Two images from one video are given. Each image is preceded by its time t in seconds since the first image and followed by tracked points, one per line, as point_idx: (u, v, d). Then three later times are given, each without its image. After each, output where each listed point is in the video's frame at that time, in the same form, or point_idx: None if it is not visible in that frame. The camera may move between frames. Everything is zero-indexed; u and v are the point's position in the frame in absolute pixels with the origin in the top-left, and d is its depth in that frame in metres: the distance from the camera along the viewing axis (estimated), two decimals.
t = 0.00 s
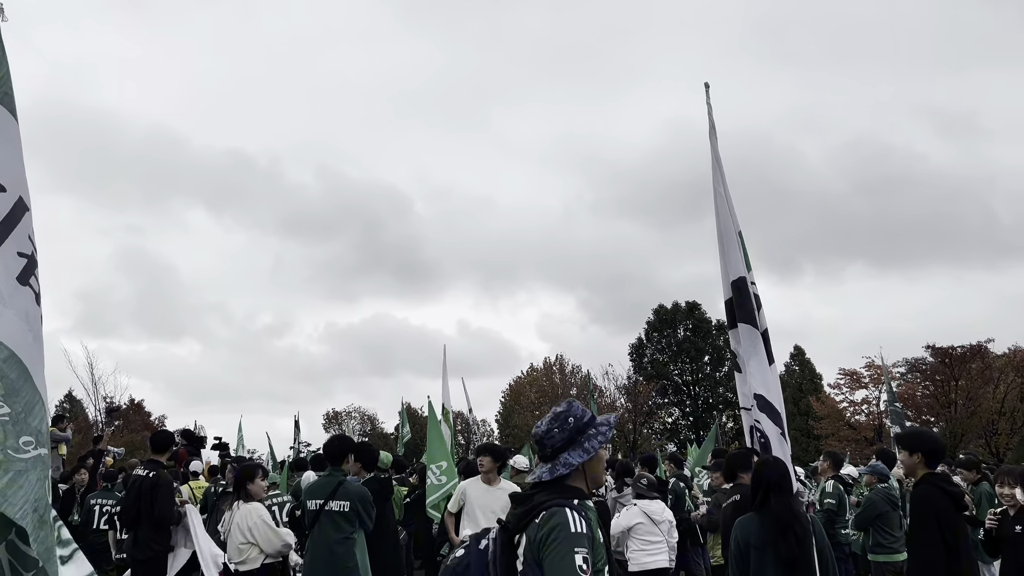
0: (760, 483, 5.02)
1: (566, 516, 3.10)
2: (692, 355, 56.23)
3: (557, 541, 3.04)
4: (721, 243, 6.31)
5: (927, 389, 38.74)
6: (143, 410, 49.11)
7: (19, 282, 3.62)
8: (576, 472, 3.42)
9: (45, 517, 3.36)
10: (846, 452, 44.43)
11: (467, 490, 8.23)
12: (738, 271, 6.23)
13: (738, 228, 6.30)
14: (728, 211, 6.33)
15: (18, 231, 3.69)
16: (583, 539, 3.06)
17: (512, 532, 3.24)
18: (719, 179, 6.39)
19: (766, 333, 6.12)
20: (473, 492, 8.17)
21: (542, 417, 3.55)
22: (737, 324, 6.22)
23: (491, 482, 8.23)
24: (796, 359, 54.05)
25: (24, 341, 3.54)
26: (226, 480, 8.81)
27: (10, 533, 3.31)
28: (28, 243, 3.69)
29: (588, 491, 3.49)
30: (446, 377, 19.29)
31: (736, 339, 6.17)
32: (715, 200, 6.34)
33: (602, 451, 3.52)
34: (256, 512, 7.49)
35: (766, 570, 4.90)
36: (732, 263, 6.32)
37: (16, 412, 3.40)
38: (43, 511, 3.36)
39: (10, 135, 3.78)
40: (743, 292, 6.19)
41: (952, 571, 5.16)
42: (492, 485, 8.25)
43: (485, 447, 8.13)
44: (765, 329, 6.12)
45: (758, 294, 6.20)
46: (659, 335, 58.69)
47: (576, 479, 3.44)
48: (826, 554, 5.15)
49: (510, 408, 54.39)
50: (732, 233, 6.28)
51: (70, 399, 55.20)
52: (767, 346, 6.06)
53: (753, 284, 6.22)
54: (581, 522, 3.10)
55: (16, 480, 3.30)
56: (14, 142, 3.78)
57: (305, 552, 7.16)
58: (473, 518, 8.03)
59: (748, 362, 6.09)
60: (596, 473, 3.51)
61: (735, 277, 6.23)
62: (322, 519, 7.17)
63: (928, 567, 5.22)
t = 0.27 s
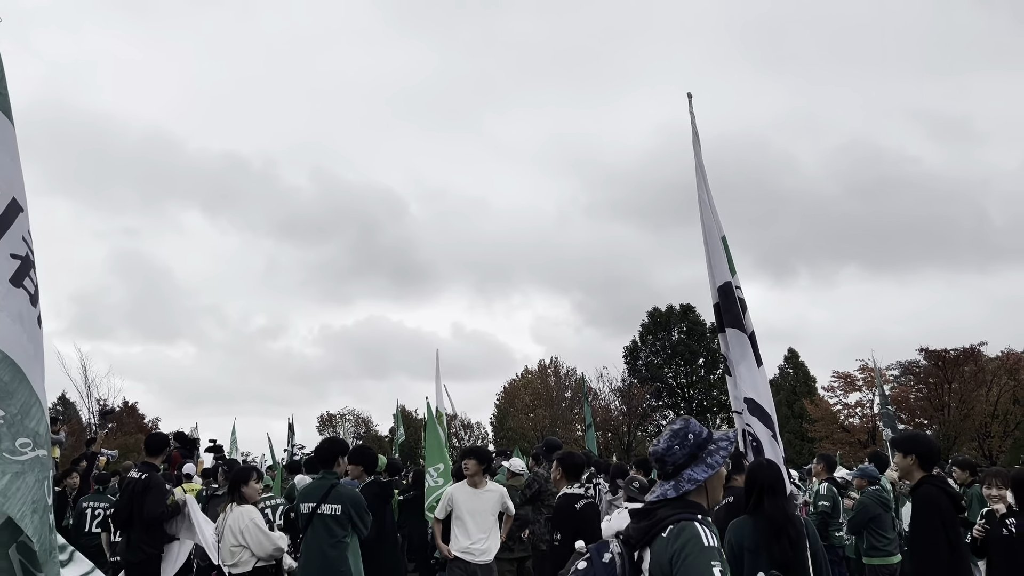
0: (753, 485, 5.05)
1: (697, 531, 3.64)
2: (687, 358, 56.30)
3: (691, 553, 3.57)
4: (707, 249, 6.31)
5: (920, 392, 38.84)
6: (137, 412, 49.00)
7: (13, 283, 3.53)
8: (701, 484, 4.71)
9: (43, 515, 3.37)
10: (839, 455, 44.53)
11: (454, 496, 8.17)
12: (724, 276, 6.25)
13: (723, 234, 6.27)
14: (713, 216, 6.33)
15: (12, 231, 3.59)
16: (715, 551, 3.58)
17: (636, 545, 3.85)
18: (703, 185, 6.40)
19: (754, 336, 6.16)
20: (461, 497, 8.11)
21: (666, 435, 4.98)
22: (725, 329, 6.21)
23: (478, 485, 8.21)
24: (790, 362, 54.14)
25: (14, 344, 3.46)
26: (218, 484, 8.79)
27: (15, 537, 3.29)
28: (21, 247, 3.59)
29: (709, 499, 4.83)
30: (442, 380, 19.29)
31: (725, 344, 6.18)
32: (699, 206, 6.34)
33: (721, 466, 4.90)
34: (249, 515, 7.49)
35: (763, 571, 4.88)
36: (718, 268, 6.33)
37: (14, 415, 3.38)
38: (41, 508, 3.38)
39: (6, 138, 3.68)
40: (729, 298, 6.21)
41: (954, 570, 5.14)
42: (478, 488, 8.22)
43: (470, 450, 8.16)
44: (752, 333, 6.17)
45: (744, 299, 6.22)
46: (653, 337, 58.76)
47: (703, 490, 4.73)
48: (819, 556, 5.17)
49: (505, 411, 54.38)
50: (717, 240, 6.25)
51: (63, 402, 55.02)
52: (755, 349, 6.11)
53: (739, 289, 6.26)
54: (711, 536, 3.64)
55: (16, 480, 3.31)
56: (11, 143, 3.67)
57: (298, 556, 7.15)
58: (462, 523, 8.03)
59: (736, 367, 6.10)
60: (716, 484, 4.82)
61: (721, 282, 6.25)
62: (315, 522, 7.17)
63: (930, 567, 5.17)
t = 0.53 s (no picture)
0: (748, 489, 5.06)
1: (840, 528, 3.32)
2: (682, 360, 56.35)
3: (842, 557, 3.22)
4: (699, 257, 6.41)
5: (915, 395, 38.91)
6: (131, 414, 48.92)
7: (10, 285, 3.50)
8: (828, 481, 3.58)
9: (38, 516, 3.37)
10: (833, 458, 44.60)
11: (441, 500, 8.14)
12: (716, 281, 6.33)
13: (714, 240, 6.36)
14: (704, 222, 6.40)
15: (10, 232, 3.55)
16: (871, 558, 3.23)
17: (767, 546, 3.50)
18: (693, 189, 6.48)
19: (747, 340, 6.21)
20: (449, 501, 8.07)
21: (785, 427, 3.69)
22: (718, 333, 6.25)
23: (465, 487, 8.16)
24: (785, 365, 54.21)
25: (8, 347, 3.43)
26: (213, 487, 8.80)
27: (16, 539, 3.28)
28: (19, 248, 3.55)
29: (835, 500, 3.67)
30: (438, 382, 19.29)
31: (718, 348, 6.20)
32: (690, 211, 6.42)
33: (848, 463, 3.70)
34: (244, 517, 7.48)
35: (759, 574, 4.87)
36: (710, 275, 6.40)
37: (8, 419, 3.35)
38: (36, 510, 3.37)
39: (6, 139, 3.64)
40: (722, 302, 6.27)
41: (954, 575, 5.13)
42: (464, 491, 8.17)
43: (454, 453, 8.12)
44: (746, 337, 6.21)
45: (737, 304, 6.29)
46: (649, 340, 58.80)
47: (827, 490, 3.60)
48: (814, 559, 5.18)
49: (500, 414, 54.37)
50: (708, 245, 6.36)
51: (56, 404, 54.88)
52: (749, 353, 6.14)
53: (731, 294, 6.32)
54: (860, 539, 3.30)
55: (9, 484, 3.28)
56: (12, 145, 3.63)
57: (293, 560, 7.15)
58: (449, 527, 8.03)
59: (731, 371, 6.12)
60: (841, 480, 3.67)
61: (713, 287, 6.32)
62: (308, 526, 7.17)
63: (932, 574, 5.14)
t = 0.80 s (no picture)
0: (740, 493, 5.09)
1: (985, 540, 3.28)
2: (677, 363, 56.42)
3: None
4: (684, 262, 6.34)
5: (908, 398, 39.04)
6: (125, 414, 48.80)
7: (4, 285, 3.29)
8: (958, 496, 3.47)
9: (35, 519, 3.17)
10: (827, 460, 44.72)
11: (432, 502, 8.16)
12: (701, 286, 6.30)
13: (700, 243, 6.30)
14: (689, 225, 6.36)
15: (7, 229, 3.34)
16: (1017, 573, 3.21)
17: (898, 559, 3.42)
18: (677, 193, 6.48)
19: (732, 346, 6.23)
20: (440, 503, 8.09)
21: (911, 440, 3.61)
22: (703, 338, 6.27)
23: (455, 489, 8.18)
24: (779, 368, 54.31)
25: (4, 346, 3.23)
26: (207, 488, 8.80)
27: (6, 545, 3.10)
28: (15, 247, 3.33)
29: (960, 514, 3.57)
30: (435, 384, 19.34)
31: (702, 354, 6.23)
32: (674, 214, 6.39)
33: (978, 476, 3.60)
34: (239, 518, 7.48)
35: None
36: (694, 280, 6.37)
37: (2, 419, 3.17)
38: (32, 512, 3.17)
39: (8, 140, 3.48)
40: (706, 307, 6.27)
41: None
42: (454, 493, 8.19)
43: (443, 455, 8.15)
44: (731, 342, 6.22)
45: (722, 309, 6.29)
46: (644, 342, 58.85)
47: (956, 504, 3.51)
48: (807, 564, 5.21)
49: (495, 416, 54.34)
50: (694, 249, 6.28)
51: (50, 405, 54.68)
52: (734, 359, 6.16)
53: (716, 298, 6.31)
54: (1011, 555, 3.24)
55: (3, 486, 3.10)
56: (11, 146, 3.46)
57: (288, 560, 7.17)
58: (441, 528, 8.05)
59: (714, 379, 6.17)
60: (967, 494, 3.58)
61: (698, 292, 6.29)
62: (304, 526, 7.20)
63: None
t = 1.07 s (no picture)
0: (736, 493, 5.12)
1: None
2: (671, 365, 56.51)
3: None
4: (673, 261, 6.30)
5: (902, 401, 39.17)
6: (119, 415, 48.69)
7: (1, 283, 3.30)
8: None
9: (34, 515, 3.09)
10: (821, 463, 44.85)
11: (430, 503, 8.20)
12: (691, 286, 6.29)
13: (689, 242, 6.28)
14: (679, 224, 6.33)
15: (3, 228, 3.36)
16: None
17: None
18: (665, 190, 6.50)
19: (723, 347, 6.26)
20: (437, 504, 8.13)
21: None
22: (694, 339, 6.31)
23: (453, 489, 8.20)
24: (774, 370, 54.43)
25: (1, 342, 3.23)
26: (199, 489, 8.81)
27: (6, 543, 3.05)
28: (12, 244, 3.35)
29: None
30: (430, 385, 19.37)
31: (694, 356, 6.27)
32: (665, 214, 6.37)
33: None
34: (234, 519, 7.50)
35: None
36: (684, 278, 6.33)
37: None
38: (32, 509, 3.10)
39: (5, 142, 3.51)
40: (697, 306, 6.27)
41: None
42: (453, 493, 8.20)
43: (443, 455, 8.15)
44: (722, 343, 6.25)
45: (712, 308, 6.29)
46: (638, 344, 58.93)
47: None
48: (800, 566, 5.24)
49: (489, 417, 54.36)
50: (683, 247, 6.27)
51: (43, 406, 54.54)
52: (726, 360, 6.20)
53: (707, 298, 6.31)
54: None
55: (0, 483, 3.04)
56: (10, 148, 3.49)
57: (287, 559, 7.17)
58: (438, 529, 8.07)
59: (707, 380, 6.20)
60: None
61: (688, 292, 6.28)
62: (305, 525, 7.20)
63: None
